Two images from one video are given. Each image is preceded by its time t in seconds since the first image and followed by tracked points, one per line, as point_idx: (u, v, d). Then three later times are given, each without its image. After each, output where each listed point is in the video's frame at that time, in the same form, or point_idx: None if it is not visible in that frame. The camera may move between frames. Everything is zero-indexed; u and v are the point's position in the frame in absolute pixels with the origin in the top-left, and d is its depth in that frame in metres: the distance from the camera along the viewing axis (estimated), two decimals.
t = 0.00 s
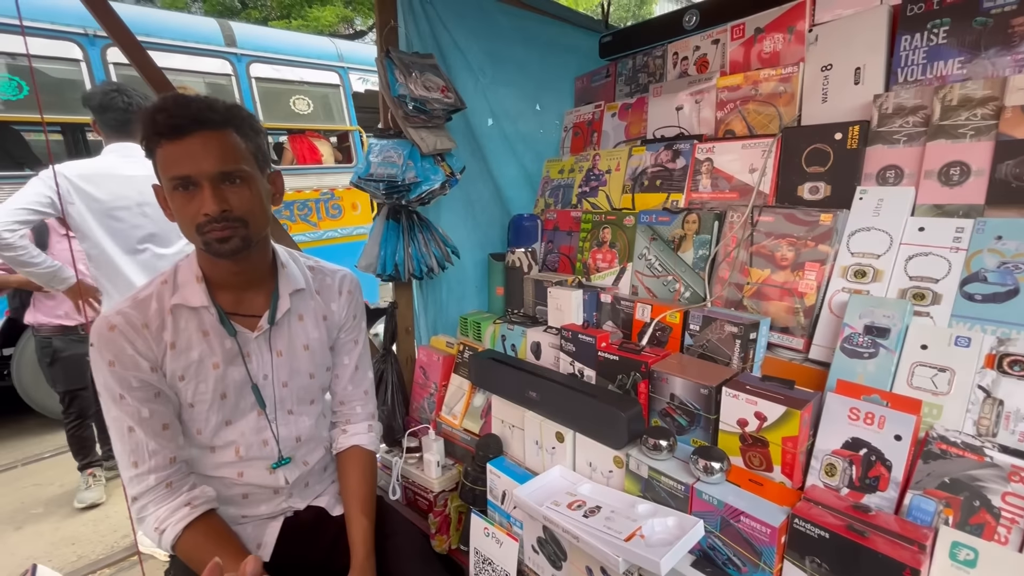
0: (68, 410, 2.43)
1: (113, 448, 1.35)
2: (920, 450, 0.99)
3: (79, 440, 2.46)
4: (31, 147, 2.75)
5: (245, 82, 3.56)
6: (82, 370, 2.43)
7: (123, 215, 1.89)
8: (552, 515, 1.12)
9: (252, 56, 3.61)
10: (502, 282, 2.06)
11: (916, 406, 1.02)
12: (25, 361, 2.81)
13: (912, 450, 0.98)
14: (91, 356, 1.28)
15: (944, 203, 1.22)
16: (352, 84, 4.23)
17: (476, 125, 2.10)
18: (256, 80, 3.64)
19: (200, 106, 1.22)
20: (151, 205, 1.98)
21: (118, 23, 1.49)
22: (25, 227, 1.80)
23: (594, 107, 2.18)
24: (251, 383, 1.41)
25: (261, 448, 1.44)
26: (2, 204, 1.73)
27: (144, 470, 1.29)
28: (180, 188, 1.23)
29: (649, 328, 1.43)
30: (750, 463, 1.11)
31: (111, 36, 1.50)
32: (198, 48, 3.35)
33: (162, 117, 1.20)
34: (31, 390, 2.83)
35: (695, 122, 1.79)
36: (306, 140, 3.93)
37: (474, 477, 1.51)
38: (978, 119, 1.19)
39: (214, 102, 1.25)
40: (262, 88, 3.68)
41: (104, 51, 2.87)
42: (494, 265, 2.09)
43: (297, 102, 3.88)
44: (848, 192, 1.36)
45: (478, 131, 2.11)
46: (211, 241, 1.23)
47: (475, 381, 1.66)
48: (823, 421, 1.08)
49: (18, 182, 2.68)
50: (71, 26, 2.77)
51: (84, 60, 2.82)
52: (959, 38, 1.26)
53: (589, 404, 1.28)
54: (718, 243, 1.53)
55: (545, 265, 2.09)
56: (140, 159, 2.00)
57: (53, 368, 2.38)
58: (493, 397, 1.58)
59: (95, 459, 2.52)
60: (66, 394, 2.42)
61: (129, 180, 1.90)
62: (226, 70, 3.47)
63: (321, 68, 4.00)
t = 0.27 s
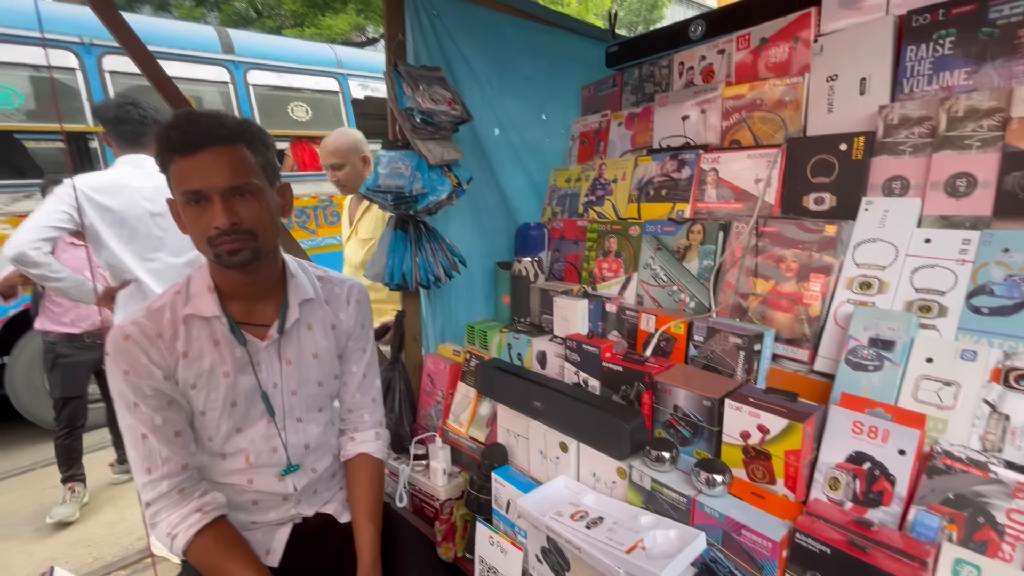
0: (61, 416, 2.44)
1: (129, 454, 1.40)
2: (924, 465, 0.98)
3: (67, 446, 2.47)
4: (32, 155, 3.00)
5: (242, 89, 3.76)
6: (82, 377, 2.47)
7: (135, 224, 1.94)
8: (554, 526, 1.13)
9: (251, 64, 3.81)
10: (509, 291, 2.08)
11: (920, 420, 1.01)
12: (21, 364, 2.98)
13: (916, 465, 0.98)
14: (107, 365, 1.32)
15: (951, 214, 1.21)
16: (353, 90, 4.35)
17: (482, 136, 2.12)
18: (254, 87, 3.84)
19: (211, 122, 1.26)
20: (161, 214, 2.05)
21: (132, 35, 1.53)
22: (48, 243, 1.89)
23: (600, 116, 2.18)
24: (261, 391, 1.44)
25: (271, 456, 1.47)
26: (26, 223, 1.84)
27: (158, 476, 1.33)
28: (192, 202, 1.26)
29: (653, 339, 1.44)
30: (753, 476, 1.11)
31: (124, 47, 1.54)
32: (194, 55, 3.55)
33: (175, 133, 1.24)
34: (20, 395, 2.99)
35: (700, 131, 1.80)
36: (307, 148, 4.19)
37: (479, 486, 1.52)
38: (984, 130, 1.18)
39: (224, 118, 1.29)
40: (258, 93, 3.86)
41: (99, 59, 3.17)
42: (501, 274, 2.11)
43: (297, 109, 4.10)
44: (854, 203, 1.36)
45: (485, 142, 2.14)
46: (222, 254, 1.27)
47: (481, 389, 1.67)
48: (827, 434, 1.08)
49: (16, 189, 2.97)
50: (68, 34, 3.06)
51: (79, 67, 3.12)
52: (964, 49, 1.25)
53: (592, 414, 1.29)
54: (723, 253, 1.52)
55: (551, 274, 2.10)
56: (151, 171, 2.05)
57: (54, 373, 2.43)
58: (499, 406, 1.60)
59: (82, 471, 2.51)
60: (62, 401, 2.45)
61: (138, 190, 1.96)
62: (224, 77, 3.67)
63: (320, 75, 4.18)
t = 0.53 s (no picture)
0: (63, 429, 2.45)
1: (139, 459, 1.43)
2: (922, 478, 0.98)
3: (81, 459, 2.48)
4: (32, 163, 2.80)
5: (240, 97, 3.44)
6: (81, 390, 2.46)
7: (147, 234, 1.99)
8: (551, 535, 1.14)
9: (246, 69, 3.47)
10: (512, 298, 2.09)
11: (918, 432, 1.00)
12: (13, 379, 2.89)
13: (913, 477, 0.97)
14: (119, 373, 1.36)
15: (953, 224, 1.20)
16: (351, 95, 4.07)
17: (486, 144, 2.15)
18: (251, 95, 3.51)
19: (215, 137, 1.30)
20: (174, 222, 2.08)
21: (139, 45, 1.56)
22: (64, 254, 1.95)
23: (604, 124, 2.19)
24: (267, 399, 1.48)
25: (277, 462, 1.50)
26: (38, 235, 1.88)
27: (167, 481, 1.36)
28: (199, 216, 1.30)
29: (653, 347, 1.45)
30: (750, 487, 1.11)
31: (134, 61, 1.58)
32: (190, 63, 3.23)
33: (180, 149, 1.28)
34: (15, 410, 2.92)
35: (703, 139, 1.80)
36: (306, 153, 3.79)
37: (480, 493, 1.55)
38: (985, 139, 1.17)
39: (228, 133, 1.32)
40: (256, 102, 3.53)
41: (93, 67, 2.90)
42: (505, 282, 2.12)
43: (292, 114, 3.72)
44: (855, 212, 1.35)
45: (488, 150, 2.16)
46: (230, 266, 1.30)
47: (483, 397, 1.69)
48: (824, 445, 1.08)
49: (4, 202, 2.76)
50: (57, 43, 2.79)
51: (73, 76, 2.84)
52: (966, 57, 1.24)
53: (590, 424, 1.30)
54: (724, 262, 1.53)
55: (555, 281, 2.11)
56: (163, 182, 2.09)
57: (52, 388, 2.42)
58: (501, 414, 1.61)
59: (92, 478, 2.54)
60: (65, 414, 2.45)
61: (151, 201, 2.00)
62: (218, 84, 3.33)
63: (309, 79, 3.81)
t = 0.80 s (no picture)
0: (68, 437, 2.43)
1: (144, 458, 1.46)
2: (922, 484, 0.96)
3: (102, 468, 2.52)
4: (31, 168, 2.68)
5: (234, 100, 3.44)
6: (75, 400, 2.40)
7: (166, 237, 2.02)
8: (546, 538, 1.14)
9: (242, 73, 3.49)
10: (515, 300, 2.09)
11: (919, 438, 0.98)
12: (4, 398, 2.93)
13: (913, 484, 0.95)
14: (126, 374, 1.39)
15: (958, 224, 1.17)
16: (348, 97, 4.06)
17: (488, 146, 2.15)
18: (245, 97, 3.52)
19: (215, 144, 1.32)
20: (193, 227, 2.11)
21: (145, 53, 1.60)
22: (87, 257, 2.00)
23: (608, 124, 2.18)
24: (269, 400, 1.50)
25: (279, 462, 1.53)
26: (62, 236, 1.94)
27: (171, 480, 1.39)
28: (201, 221, 1.32)
29: (651, 349, 1.43)
30: (747, 492, 1.09)
31: (140, 67, 1.61)
32: (185, 67, 3.25)
33: (180, 156, 1.30)
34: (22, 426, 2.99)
35: (706, 139, 1.78)
36: (306, 156, 3.84)
37: (479, 495, 1.56)
38: (992, 136, 1.14)
39: (227, 139, 1.35)
40: (251, 105, 3.55)
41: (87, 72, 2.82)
42: (508, 283, 2.12)
43: (289, 117, 3.73)
44: (858, 212, 1.33)
45: (491, 152, 2.17)
46: (233, 270, 1.33)
47: (483, 399, 1.69)
48: (823, 450, 1.06)
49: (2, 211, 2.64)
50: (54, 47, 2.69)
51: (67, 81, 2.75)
52: (973, 53, 1.21)
53: (587, 427, 1.29)
54: (725, 264, 1.51)
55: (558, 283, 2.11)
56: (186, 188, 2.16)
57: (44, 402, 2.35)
58: (501, 417, 1.61)
59: (107, 476, 2.59)
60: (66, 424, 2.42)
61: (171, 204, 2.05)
62: (213, 87, 3.35)
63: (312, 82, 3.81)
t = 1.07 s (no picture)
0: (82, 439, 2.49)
1: (155, 455, 1.52)
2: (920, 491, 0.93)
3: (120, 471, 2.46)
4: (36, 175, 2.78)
5: (228, 105, 3.53)
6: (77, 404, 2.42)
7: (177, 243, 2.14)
8: (537, 539, 1.15)
9: (237, 78, 3.58)
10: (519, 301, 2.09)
11: (917, 443, 0.95)
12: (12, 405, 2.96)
13: (910, 490, 0.92)
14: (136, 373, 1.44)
15: (964, 222, 1.14)
16: (345, 101, 4.15)
17: (493, 148, 2.16)
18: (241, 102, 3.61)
19: (229, 150, 1.36)
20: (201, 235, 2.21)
21: (155, 61, 1.66)
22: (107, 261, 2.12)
23: (613, 124, 2.17)
24: (274, 399, 1.53)
25: (284, 460, 1.56)
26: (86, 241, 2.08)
27: (179, 476, 1.44)
28: (212, 224, 1.36)
29: (649, 351, 1.42)
30: (741, 496, 1.07)
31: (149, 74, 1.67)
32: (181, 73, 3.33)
33: (195, 161, 1.34)
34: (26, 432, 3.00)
35: (710, 138, 1.76)
36: (305, 160, 3.89)
37: (479, 495, 1.57)
38: (999, 132, 1.10)
39: (241, 145, 1.38)
40: (246, 110, 3.63)
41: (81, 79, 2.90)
42: (512, 285, 2.12)
43: (285, 122, 3.82)
44: (861, 211, 1.30)
45: (496, 154, 2.18)
46: (239, 272, 1.36)
47: (484, 400, 1.69)
48: (818, 454, 1.03)
49: None
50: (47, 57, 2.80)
51: (60, 89, 2.85)
52: (979, 46, 1.18)
53: (584, 428, 1.29)
54: (725, 264, 1.49)
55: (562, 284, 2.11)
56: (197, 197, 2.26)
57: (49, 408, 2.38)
58: (501, 417, 1.61)
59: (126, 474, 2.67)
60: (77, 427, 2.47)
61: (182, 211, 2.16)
62: (208, 93, 3.43)
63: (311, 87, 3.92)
